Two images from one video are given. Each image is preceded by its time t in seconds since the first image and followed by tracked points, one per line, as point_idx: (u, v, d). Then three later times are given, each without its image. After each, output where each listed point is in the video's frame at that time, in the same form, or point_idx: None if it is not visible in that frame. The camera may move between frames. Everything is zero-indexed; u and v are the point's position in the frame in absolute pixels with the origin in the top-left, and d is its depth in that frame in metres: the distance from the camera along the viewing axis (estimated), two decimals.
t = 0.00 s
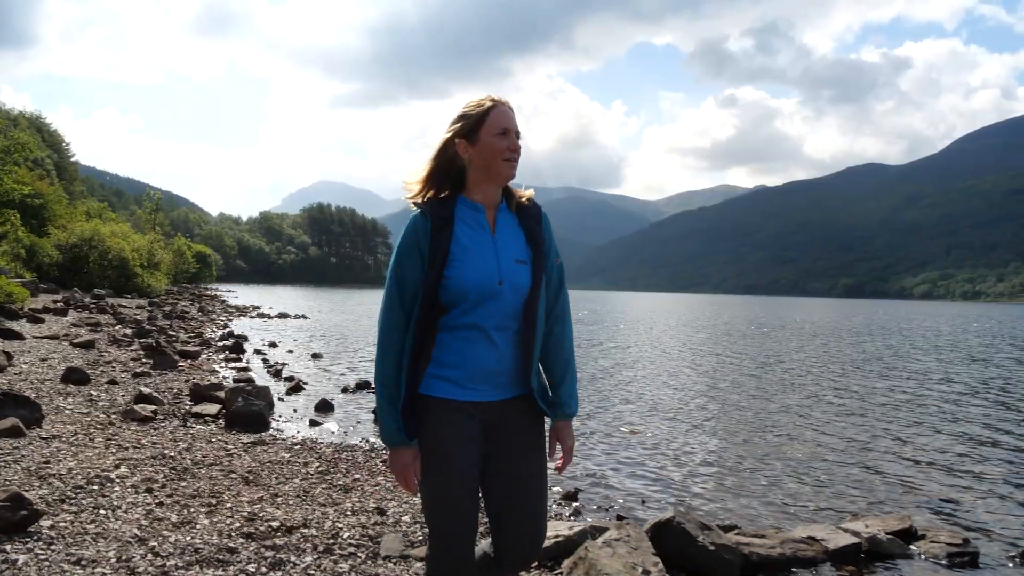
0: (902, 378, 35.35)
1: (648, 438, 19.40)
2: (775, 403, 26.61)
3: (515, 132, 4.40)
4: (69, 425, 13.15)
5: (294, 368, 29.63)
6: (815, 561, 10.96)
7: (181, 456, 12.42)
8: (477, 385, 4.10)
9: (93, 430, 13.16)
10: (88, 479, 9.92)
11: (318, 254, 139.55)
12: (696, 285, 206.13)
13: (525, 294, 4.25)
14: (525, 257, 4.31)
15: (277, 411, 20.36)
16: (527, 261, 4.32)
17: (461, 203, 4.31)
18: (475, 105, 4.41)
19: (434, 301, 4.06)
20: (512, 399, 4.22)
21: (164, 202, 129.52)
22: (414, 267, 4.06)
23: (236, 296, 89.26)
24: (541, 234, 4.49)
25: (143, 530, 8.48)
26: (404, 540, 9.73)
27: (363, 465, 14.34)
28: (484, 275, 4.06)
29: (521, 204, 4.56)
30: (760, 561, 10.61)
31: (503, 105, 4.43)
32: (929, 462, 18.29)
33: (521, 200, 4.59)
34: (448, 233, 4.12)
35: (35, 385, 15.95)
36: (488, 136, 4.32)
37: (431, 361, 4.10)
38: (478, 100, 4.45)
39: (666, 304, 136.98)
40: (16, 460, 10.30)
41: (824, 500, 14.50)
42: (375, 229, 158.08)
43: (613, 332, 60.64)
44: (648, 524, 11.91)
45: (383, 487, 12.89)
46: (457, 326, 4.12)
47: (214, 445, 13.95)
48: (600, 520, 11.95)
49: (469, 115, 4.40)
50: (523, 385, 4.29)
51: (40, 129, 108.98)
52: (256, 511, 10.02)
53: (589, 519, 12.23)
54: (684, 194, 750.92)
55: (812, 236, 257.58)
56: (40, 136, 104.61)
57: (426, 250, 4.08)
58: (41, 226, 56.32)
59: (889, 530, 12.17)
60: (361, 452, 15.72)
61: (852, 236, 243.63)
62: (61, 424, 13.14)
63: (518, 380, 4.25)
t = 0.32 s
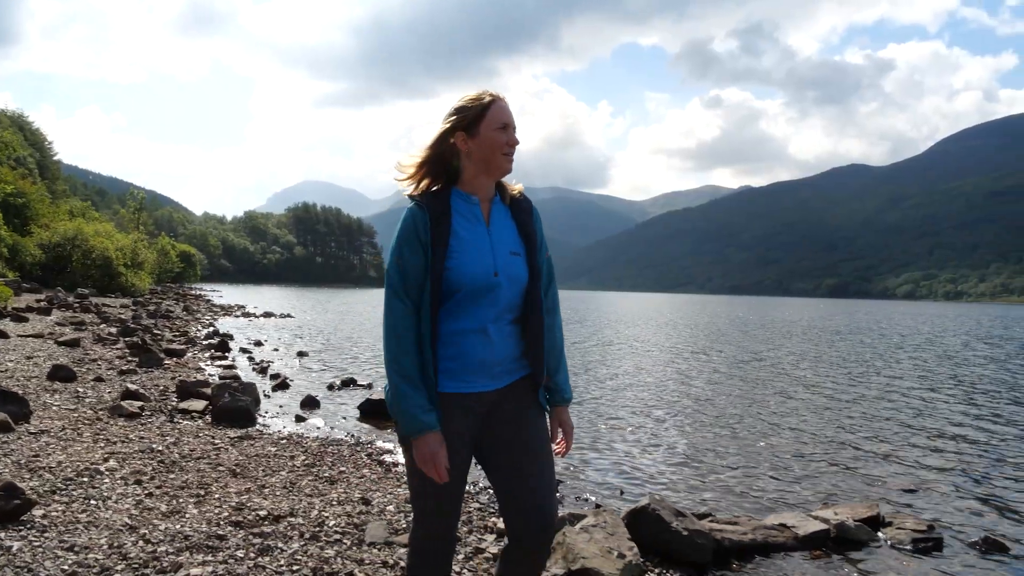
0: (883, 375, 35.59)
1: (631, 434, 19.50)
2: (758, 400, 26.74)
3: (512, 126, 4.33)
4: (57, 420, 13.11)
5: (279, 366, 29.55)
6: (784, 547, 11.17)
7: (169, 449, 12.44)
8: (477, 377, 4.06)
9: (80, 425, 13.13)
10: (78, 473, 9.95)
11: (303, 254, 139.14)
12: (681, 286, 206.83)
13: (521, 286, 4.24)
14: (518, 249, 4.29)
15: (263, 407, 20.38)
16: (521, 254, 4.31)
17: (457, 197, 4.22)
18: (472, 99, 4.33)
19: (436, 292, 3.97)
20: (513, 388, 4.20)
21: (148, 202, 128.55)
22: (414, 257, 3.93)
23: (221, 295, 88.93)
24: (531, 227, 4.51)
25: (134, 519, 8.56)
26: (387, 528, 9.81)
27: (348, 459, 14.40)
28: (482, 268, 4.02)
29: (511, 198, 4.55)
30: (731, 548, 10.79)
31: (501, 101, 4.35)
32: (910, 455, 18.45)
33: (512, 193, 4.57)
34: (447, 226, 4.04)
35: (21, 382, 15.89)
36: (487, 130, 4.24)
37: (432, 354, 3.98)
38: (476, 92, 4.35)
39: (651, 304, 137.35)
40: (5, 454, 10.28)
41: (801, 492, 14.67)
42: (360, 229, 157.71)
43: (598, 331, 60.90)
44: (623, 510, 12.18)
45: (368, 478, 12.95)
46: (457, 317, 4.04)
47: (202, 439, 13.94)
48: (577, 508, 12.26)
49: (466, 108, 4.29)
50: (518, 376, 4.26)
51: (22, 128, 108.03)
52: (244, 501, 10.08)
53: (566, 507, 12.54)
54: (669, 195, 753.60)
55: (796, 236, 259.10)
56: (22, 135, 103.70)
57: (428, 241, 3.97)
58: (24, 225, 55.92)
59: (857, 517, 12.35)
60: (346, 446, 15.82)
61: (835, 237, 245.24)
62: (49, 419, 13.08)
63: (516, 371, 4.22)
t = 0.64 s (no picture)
0: (865, 373, 35.85)
1: (614, 431, 19.60)
2: (741, 397, 26.88)
3: (513, 131, 4.30)
4: (44, 417, 13.07)
5: (265, 364, 29.47)
6: (757, 536, 11.31)
7: (156, 445, 12.44)
8: (481, 378, 4.01)
9: (67, 422, 13.10)
10: (66, 467, 9.95)
11: (288, 253, 138.33)
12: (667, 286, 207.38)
13: (521, 293, 4.22)
14: (518, 253, 4.28)
15: (250, 404, 20.35)
16: (521, 256, 4.28)
17: (457, 200, 4.18)
18: (473, 102, 4.28)
19: (440, 294, 3.92)
20: (516, 393, 4.16)
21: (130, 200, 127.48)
22: (421, 259, 3.86)
23: (205, 295, 88.30)
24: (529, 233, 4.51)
25: (123, 511, 8.61)
26: (372, 518, 9.90)
27: (334, 453, 14.45)
28: (485, 271, 3.98)
29: (507, 202, 4.53)
30: (704, 536, 10.92)
31: (502, 105, 4.30)
32: (890, 450, 18.60)
33: (508, 200, 4.56)
34: (451, 230, 3.99)
35: (7, 380, 15.81)
36: (491, 134, 4.21)
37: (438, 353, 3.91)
38: (476, 97, 4.31)
39: (637, 304, 137.66)
40: None
41: (779, 485, 14.79)
42: (346, 228, 156.97)
43: (584, 330, 60.92)
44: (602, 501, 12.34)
45: (354, 472, 13.01)
46: (461, 318, 4.00)
47: (189, 436, 13.94)
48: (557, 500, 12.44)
49: (468, 111, 4.24)
50: (523, 377, 4.21)
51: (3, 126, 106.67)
52: (231, 494, 10.13)
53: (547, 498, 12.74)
54: (655, 195, 755.50)
55: (781, 237, 260.34)
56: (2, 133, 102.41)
57: (433, 244, 3.91)
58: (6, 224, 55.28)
59: (827, 507, 12.52)
60: (332, 441, 15.87)
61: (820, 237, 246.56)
62: (36, 416, 13.05)
63: (519, 374, 4.16)
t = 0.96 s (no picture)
0: (845, 372, 36.04)
1: (596, 428, 19.67)
2: (722, 396, 27.05)
3: (520, 139, 4.25)
4: (29, 415, 13.01)
5: (249, 364, 29.37)
6: (727, 527, 11.50)
7: (141, 443, 12.43)
8: (491, 387, 3.92)
9: (52, 420, 13.03)
10: (53, 462, 9.95)
11: (271, 253, 137.48)
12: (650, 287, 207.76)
13: (528, 301, 4.15)
14: (525, 260, 4.22)
15: (233, 402, 20.26)
16: (528, 265, 4.21)
17: (466, 206, 4.11)
18: (478, 110, 4.23)
19: (452, 302, 3.82)
20: (525, 400, 4.11)
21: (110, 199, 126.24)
22: (432, 266, 3.76)
23: (187, 294, 87.63)
24: (532, 240, 4.47)
25: (110, 506, 8.64)
26: (355, 511, 9.96)
27: (317, 450, 14.47)
28: (496, 281, 3.91)
29: (513, 210, 4.49)
30: (676, 527, 11.10)
31: (508, 112, 4.25)
32: (869, 447, 18.75)
33: (514, 208, 4.51)
34: (461, 236, 3.90)
35: None
36: (499, 141, 4.17)
37: (448, 360, 3.83)
38: (482, 105, 4.25)
39: (621, 304, 137.65)
40: None
41: (756, 480, 14.99)
42: (330, 227, 156.21)
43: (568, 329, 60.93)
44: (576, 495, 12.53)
45: (337, 467, 13.05)
46: (473, 327, 3.92)
47: (173, 433, 13.93)
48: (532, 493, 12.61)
49: (476, 119, 4.20)
50: (529, 386, 4.15)
51: None
52: (217, 488, 10.15)
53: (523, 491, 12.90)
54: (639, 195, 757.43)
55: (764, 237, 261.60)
56: None
57: (446, 252, 3.82)
58: None
59: (795, 499, 12.75)
60: (316, 438, 15.89)
61: (802, 237, 247.93)
62: (21, 414, 12.99)
63: (525, 382, 4.11)
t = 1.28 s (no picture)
0: (825, 370, 36.42)
1: (576, 426, 19.77)
2: (703, 393, 27.29)
3: (529, 136, 4.28)
4: (10, 414, 12.95)
5: (230, 363, 29.26)
6: (695, 518, 11.72)
7: (124, 440, 12.40)
8: (492, 382, 3.94)
9: (34, 419, 12.97)
10: (37, 459, 9.92)
11: (251, 252, 136.70)
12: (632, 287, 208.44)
13: (533, 295, 4.19)
14: (531, 257, 4.25)
15: (215, 401, 20.23)
16: (534, 261, 4.24)
17: (475, 202, 4.13)
18: (491, 107, 4.25)
19: (461, 298, 3.81)
20: (527, 394, 4.15)
21: (89, 198, 124.93)
22: (441, 262, 3.75)
23: (167, 294, 87.01)
24: (539, 236, 4.49)
25: (96, 501, 8.66)
26: (336, 505, 10.02)
27: (298, 447, 14.50)
28: (503, 274, 3.92)
29: (518, 207, 4.52)
30: (646, 518, 11.33)
31: (518, 110, 4.28)
32: (842, 443, 19.02)
33: (520, 204, 4.54)
34: (471, 230, 3.89)
35: None
36: (509, 137, 4.19)
37: (449, 353, 3.84)
38: (492, 101, 4.28)
39: (603, 304, 137.96)
40: None
41: (734, 474, 15.21)
42: (311, 227, 155.46)
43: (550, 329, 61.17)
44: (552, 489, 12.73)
45: (318, 463, 13.09)
46: (481, 321, 3.93)
47: (155, 431, 13.90)
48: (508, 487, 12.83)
49: (486, 116, 4.23)
50: (530, 382, 4.20)
51: None
52: (200, 483, 10.17)
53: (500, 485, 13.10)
54: (621, 195, 759.84)
55: (745, 237, 263.33)
56: None
57: (455, 245, 3.79)
58: None
59: (763, 492, 12.97)
60: (298, 436, 15.93)
61: (782, 237, 249.68)
62: (2, 413, 12.93)
63: (527, 378, 4.14)
